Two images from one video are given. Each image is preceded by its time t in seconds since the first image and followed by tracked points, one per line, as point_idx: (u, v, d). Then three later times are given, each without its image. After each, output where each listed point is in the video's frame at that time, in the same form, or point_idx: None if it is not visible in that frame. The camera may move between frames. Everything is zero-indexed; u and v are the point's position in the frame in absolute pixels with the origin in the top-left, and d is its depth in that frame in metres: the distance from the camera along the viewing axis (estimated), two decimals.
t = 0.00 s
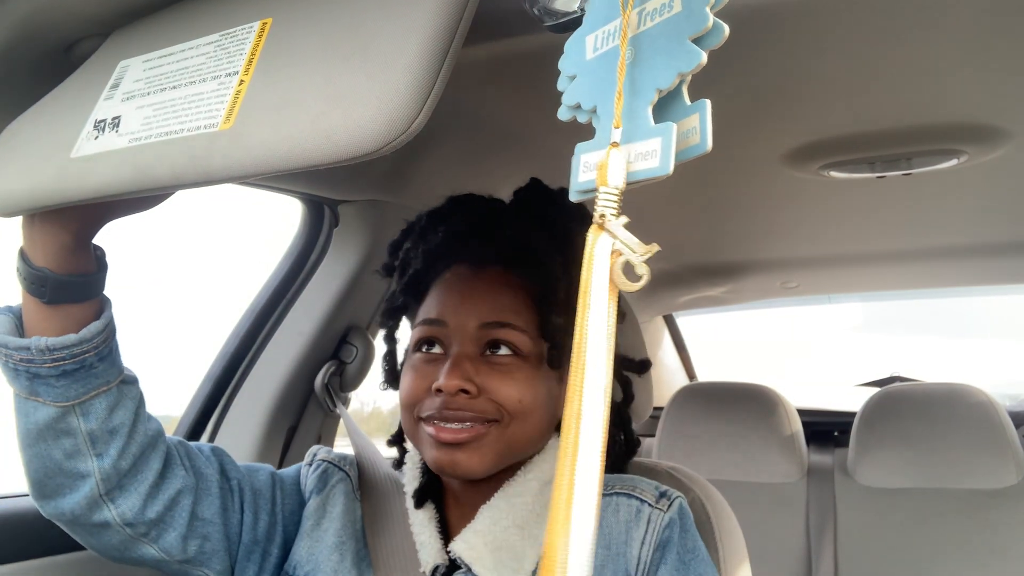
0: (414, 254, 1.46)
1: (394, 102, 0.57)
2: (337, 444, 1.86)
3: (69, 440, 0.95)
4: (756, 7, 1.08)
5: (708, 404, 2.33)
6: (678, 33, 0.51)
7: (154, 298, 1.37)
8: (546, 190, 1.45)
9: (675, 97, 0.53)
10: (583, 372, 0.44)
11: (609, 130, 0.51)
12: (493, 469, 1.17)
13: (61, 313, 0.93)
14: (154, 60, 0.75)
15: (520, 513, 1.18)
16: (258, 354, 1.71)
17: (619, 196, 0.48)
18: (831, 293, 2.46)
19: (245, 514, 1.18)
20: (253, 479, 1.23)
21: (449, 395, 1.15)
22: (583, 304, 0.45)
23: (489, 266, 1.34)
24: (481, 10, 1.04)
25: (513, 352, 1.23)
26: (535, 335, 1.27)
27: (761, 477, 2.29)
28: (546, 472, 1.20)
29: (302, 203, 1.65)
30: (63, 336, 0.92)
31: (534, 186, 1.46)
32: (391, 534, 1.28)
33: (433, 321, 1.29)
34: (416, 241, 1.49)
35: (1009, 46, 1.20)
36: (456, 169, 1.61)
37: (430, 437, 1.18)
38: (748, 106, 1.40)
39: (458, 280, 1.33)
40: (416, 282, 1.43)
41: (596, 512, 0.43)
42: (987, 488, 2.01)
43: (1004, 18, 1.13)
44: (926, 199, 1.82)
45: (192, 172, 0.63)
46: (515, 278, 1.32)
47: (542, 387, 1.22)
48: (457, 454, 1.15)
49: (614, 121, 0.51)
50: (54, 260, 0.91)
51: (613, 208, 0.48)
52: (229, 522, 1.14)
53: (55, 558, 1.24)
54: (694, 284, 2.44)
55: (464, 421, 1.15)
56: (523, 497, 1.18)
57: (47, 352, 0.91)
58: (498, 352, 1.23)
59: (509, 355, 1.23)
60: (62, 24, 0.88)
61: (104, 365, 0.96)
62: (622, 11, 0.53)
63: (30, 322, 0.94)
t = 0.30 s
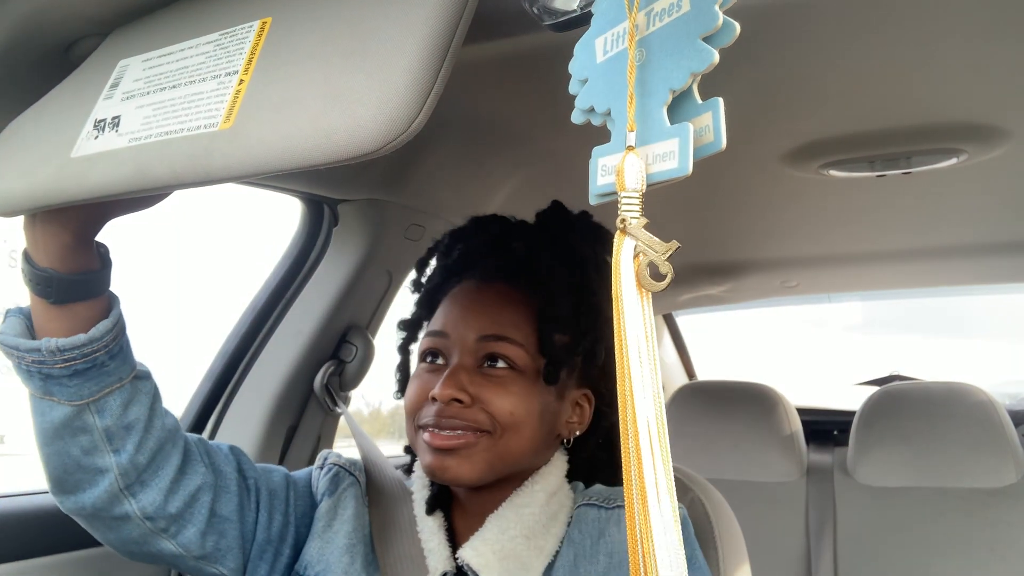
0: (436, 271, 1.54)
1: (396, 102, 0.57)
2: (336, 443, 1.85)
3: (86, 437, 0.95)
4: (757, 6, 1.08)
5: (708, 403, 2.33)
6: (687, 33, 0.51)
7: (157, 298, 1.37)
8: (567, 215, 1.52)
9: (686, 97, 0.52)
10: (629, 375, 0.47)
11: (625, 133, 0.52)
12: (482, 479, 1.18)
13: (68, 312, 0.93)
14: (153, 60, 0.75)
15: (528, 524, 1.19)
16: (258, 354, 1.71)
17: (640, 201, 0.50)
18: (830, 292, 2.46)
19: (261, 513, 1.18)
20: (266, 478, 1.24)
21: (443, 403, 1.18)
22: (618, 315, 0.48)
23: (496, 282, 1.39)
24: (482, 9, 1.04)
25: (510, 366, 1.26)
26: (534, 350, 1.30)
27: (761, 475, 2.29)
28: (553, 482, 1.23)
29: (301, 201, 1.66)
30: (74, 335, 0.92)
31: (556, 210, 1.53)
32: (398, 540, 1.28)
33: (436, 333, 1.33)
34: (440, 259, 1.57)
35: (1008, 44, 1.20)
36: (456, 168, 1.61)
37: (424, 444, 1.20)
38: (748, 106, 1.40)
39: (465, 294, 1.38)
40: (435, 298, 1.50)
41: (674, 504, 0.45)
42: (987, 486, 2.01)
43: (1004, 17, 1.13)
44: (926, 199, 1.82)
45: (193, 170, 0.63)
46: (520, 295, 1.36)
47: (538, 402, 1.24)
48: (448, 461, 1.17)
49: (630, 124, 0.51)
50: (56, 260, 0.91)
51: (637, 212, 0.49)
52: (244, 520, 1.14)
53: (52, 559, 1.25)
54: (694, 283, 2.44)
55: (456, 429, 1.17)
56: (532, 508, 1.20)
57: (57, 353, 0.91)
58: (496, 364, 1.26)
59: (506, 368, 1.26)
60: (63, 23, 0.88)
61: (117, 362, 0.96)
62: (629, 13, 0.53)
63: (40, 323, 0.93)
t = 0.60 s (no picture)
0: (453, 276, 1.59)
1: (390, 98, 0.57)
2: (337, 445, 1.86)
3: (91, 434, 0.94)
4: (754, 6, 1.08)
5: (709, 404, 2.33)
6: (672, 29, 0.51)
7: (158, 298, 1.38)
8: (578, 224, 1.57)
9: (668, 95, 0.53)
10: (568, 364, 0.40)
11: (601, 124, 0.51)
12: (484, 474, 1.18)
13: (67, 310, 0.93)
14: (151, 59, 0.76)
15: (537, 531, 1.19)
16: (259, 355, 1.71)
17: (608, 190, 0.45)
18: (831, 293, 2.46)
19: (269, 513, 1.18)
20: (276, 478, 1.24)
21: (448, 397, 1.19)
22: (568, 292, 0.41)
23: (507, 285, 1.41)
24: (479, 10, 1.05)
25: (517, 365, 1.27)
26: (540, 351, 1.31)
27: (761, 476, 2.29)
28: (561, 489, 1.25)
29: (302, 203, 1.66)
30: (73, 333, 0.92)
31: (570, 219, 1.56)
32: (402, 541, 1.27)
33: (448, 332, 1.35)
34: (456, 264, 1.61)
35: (1006, 44, 1.20)
36: (456, 169, 1.62)
37: (427, 439, 1.20)
38: (746, 106, 1.40)
39: (476, 295, 1.40)
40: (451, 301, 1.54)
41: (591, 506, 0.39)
42: (987, 487, 2.01)
43: (1001, 16, 1.13)
44: (926, 199, 1.82)
45: (187, 166, 0.63)
46: (531, 298, 1.38)
47: (543, 400, 1.25)
48: (448, 455, 1.16)
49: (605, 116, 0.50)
50: (52, 258, 0.91)
51: (606, 199, 0.44)
52: (252, 518, 1.15)
53: (50, 561, 1.25)
54: (694, 285, 2.44)
55: (457, 424, 1.17)
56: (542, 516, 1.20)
57: (58, 352, 0.91)
58: (503, 362, 1.27)
59: (512, 366, 1.26)
60: (63, 24, 0.89)
61: (118, 360, 0.96)
62: (616, 8, 0.53)
63: (41, 323, 0.93)
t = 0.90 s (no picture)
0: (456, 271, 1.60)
1: (390, 97, 0.57)
2: (337, 444, 1.85)
3: (89, 434, 0.94)
4: (754, 6, 1.08)
5: (709, 403, 2.33)
6: (677, 32, 0.51)
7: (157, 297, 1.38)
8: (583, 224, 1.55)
9: (674, 96, 0.53)
10: (569, 373, 0.46)
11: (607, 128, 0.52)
12: (483, 476, 1.18)
13: (66, 309, 0.93)
14: (151, 58, 0.75)
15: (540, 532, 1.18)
16: (258, 355, 1.71)
17: (613, 196, 0.49)
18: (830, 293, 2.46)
19: (267, 512, 1.18)
20: (275, 477, 1.24)
21: (447, 398, 1.19)
22: (574, 306, 0.46)
23: (509, 284, 1.41)
24: (480, 9, 1.04)
25: (516, 366, 1.27)
26: (540, 351, 1.31)
27: (761, 476, 2.29)
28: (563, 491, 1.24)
29: (302, 203, 1.66)
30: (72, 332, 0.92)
31: (574, 216, 1.55)
32: (402, 540, 1.27)
33: (448, 332, 1.35)
34: (457, 260, 1.60)
35: (1006, 44, 1.20)
36: (456, 168, 1.62)
37: (428, 441, 1.20)
38: (746, 106, 1.40)
39: (477, 296, 1.40)
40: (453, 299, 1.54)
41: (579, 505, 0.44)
42: (986, 486, 2.00)
43: (1001, 17, 1.13)
44: (927, 199, 1.81)
45: (186, 165, 0.63)
46: (531, 297, 1.39)
47: (542, 402, 1.24)
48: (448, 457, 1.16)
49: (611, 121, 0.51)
50: (52, 257, 0.91)
51: (608, 205, 0.48)
52: (251, 518, 1.15)
53: (49, 560, 1.25)
54: (694, 284, 2.44)
55: (456, 425, 1.17)
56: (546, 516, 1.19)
57: (56, 351, 0.91)
58: (503, 363, 1.27)
59: (512, 368, 1.26)
60: (63, 24, 0.89)
61: (118, 359, 0.96)
62: (620, 10, 0.53)
63: (40, 322, 0.93)
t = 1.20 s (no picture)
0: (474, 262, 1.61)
1: (393, 98, 0.57)
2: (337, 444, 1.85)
3: (90, 434, 0.94)
4: (754, 7, 1.08)
5: (709, 403, 2.33)
6: (689, 33, 0.51)
7: (156, 296, 1.37)
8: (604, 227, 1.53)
9: (688, 97, 0.53)
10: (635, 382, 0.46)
11: (626, 135, 0.52)
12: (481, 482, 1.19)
13: (70, 311, 0.93)
14: (152, 60, 0.75)
15: (541, 534, 1.19)
16: (258, 355, 1.71)
17: (642, 202, 0.50)
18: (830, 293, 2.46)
19: (267, 511, 1.18)
20: (275, 477, 1.24)
21: (447, 399, 1.20)
22: (623, 317, 0.47)
23: (515, 286, 1.42)
24: (483, 10, 1.04)
25: (518, 370, 1.27)
26: (542, 356, 1.31)
27: (760, 476, 2.29)
28: (564, 494, 1.24)
29: (301, 202, 1.66)
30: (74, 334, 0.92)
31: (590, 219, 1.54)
32: (404, 540, 1.27)
33: (451, 332, 1.36)
34: (473, 260, 1.60)
35: (1006, 45, 1.20)
36: (455, 168, 1.61)
37: (428, 442, 1.21)
38: (747, 106, 1.40)
39: (482, 297, 1.41)
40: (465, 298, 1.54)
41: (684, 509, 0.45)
42: (987, 486, 2.01)
43: (1000, 18, 1.13)
44: (926, 199, 1.82)
45: (189, 168, 0.63)
46: (536, 300, 1.39)
47: (541, 407, 1.25)
48: (446, 459, 1.17)
49: (630, 126, 0.52)
50: (57, 259, 0.91)
51: (638, 213, 0.49)
52: (251, 517, 1.14)
53: (51, 560, 1.25)
54: (693, 284, 2.44)
55: (455, 427, 1.18)
56: (547, 518, 1.20)
57: (59, 352, 0.91)
58: (504, 366, 1.28)
59: (513, 372, 1.27)
60: (63, 26, 0.89)
61: (120, 360, 0.95)
62: (629, 14, 0.53)
63: (43, 322, 0.93)
